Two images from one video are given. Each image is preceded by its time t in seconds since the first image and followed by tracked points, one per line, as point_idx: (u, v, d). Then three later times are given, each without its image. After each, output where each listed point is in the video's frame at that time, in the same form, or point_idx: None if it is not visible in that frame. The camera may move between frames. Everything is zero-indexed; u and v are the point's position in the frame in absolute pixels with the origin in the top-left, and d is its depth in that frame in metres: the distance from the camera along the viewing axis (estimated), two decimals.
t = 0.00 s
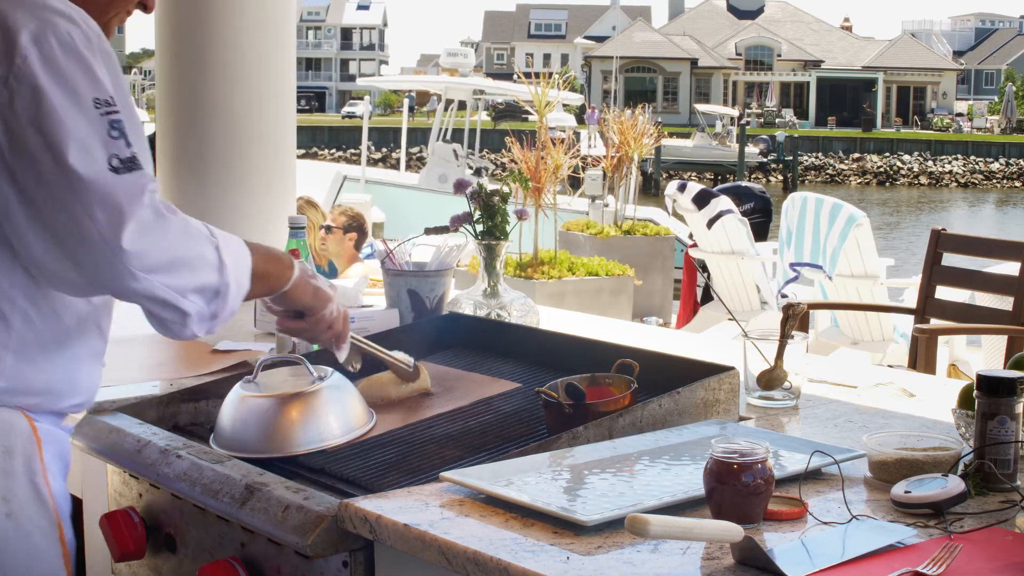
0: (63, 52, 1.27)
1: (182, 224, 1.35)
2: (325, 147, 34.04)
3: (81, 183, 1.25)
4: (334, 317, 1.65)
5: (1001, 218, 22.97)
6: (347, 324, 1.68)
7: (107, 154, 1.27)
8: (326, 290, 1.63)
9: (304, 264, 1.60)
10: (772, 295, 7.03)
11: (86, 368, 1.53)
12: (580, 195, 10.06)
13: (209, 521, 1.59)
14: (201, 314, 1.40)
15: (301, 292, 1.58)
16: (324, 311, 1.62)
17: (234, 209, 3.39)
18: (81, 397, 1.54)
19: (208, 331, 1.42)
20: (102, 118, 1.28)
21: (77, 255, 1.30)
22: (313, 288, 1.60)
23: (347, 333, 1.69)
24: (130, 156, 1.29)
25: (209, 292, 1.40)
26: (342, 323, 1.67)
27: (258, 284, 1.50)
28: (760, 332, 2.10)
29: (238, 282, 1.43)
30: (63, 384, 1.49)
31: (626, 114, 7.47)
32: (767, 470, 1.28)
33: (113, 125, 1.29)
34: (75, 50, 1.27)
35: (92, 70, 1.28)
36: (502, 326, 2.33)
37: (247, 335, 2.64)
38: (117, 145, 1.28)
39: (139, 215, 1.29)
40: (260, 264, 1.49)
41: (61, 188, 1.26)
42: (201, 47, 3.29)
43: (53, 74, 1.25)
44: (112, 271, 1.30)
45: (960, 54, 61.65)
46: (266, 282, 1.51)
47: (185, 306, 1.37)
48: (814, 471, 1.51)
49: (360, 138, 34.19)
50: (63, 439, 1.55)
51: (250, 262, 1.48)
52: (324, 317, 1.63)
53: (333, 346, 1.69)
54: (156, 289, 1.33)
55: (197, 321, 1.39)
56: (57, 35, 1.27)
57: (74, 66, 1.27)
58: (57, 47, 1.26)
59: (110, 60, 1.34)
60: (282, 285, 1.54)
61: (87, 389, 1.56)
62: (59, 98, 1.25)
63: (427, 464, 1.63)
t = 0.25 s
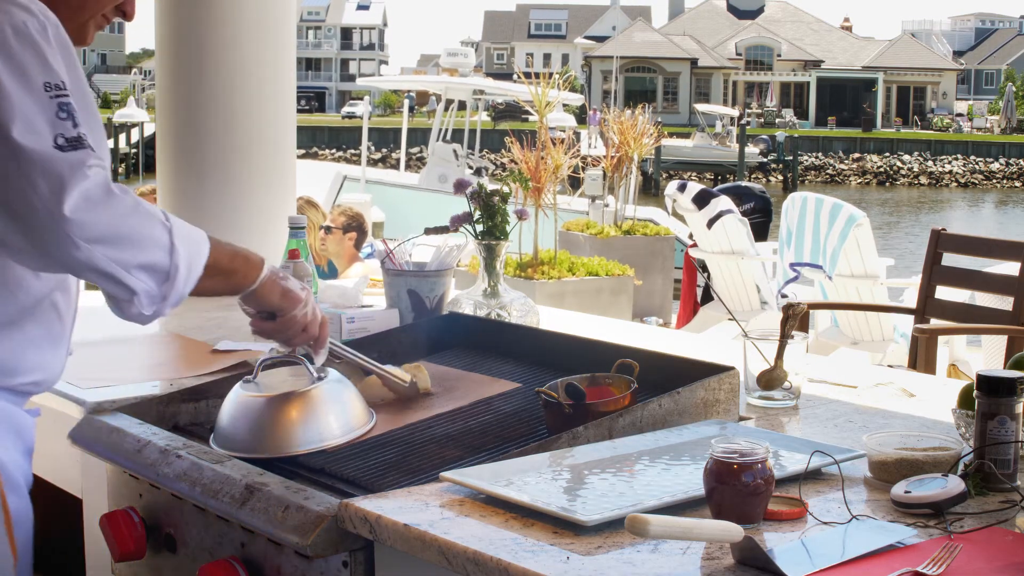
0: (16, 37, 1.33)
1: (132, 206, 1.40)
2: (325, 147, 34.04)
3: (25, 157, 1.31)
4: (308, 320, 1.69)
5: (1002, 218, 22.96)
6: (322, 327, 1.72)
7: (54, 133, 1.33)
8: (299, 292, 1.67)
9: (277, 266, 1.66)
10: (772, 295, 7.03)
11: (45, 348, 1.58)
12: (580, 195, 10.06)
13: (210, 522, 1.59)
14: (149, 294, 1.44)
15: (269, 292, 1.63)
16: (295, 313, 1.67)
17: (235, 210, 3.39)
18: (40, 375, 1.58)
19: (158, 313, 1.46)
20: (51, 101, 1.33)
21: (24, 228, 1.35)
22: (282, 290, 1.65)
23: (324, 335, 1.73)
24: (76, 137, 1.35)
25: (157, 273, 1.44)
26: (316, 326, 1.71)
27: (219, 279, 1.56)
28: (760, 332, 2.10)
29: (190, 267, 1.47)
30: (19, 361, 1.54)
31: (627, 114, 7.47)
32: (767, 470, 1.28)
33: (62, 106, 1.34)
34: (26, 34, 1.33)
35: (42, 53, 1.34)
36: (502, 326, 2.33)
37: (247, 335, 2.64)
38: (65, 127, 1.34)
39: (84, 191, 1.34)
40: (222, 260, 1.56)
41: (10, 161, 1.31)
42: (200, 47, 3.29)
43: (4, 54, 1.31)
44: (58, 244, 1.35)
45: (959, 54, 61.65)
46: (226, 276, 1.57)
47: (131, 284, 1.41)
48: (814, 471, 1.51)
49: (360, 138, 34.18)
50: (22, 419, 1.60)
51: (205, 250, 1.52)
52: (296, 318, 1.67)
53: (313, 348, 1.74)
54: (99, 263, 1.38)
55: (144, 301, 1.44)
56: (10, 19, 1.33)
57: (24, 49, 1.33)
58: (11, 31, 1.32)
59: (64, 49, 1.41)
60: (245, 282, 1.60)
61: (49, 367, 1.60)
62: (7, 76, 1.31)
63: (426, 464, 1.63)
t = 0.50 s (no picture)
0: None
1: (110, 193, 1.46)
2: (325, 147, 34.05)
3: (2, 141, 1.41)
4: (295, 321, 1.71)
5: (1002, 218, 22.94)
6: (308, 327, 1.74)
7: (27, 122, 1.47)
8: (286, 295, 1.69)
9: (264, 270, 1.67)
10: (772, 295, 7.03)
11: (26, 335, 1.65)
12: (580, 195, 10.06)
13: (210, 522, 1.59)
14: (122, 282, 1.49)
15: (256, 295, 1.65)
16: (281, 315, 1.68)
17: (236, 210, 3.38)
18: (20, 361, 1.65)
19: (134, 302, 1.51)
20: (27, 91, 1.47)
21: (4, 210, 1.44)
22: (268, 292, 1.66)
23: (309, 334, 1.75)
24: (50, 126, 1.49)
25: (132, 263, 1.49)
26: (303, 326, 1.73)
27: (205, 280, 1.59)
28: (760, 332, 2.10)
29: (167, 260, 1.51)
30: None
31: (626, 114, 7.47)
32: (767, 470, 1.28)
33: (38, 97, 1.48)
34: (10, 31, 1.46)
35: (24, 49, 1.46)
36: (502, 326, 2.33)
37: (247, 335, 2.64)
38: (39, 116, 1.48)
39: (57, 176, 1.43)
40: (209, 262, 1.59)
41: None
42: (200, 46, 3.29)
43: None
44: (34, 227, 1.43)
45: (959, 54, 61.64)
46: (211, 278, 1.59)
47: (103, 271, 1.47)
48: (814, 471, 1.51)
49: (360, 138, 34.16)
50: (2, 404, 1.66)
51: (187, 248, 1.55)
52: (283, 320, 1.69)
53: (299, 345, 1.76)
54: (72, 245, 1.44)
55: (119, 288, 1.49)
56: None
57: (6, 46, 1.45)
58: None
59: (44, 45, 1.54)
60: (231, 286, 1.62)
61: (30, 354, 1.67)
62: None
63: (426, 464, 1.63)
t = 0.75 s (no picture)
0: None
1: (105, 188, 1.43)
2: (326, 147, 34.08)
3: None
4: (293, 319, 1.70)
5: (1002, 218, 22.95)
6: (306, 326, 1.72)
7: (25, 119, 1.46)
8: (282, 293, 1.68)
9: (261, 268, 1.66)
10: (772, 295, 7.03)
11: (21, 334, 1.63)
12: (580, 195, 10.07)
13: (209, 522, 1.59)
14: (117, 278, 1.45)
15: (252, 292, 1.63)
16: (278, 313, 1.67)
17: (235, 210, 3.38)
18: (14, 360, 1.63)
19: (129, 299, 1.47)
20: (27, 90, 1.46)
21: None
22: (264, 290, 1.65)
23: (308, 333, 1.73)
24: (48, 124, 1.48)
25: (127, 258, 1.45)
26: (301, 325, 1.71)
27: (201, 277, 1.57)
28: (760, 332, 2.10)
29: (162, 255, 1.48)
30: None
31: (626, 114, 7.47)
32: (767, 470, 1.28)
33: (37, 96, 1.47)
34: (8, 28, 1.44)
35: (22, 46, 1.45)
36: (502, 326, 2.33)
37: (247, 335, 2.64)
38: (38, 113, 1.47)
39: (52, 171, 1.39)
40: (205, 258, 1.57)
41: None
42: (199, 47, 3.30)
43: None
44: (26, 220, 1.39)
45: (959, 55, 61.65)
46: (206, 275, 1.57)
47: (99, 266, 1.43)
48: (814, 471, 1.51)
49: (360, 138, 34.17)
50: None
51: (182, 245, 1.52)
52: (280, 318, 1.68)
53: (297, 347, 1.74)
54: (67, 240, 1.40)
55: (113, 284, 1.45)
56: None
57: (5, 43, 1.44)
58: None
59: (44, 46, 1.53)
60: (227, 283, 1.61)
61: (25, 353, 1.65)
62: None
63: (426, 464, 1.63)
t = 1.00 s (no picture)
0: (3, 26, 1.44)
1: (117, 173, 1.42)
2: (326, 147, 34.09)
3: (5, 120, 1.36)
4: (301, 309, 1.72)
5: (1001, 218, 22.94)
6: (314, 316, 1.74)
7: (33, 110, 1.48)
8: (293, 284, 1.70)
9: (272, 258, 1.67)
10: (772, 295, 7.02)
11: (19, 334, 1.62)
12: (580, 195, 10.07)
13: (209, 522, 1.59)
14: (131, 263, 1.45)
15: (264, 283, 1.65)
16: (288, 303, 1.69)
17: (236, 210, 3.38)
18: (11, 360, 1.62)
19: (143, 284, 1.46)
20: (33, 83, 1.47)
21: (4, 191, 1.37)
22: (276, 280, 1.66)
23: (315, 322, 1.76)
24: (55, 115, 1.49)
25: (140, 243, 1.45)
26: (309, 315, 1.73)
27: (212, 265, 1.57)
28: (760, 332, 2.10)
29: (174, 238, 1.47)
30: None
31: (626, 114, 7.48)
32: (767, 470, 1.28)
33: (43, 89, 1.48)
34: (14, 23, 1.45)
35: (28, 40, 1.46)
36: (502, 326, 2.33)
37: (247, 335, 2.65)
38: (45, 105, 1.48)
39: (64, 156, 1.38)
40: (216, 246, 1.56)
41: None
42: (199, 47, 3.30)
43: None
44: (38, 205, 1.37)
45: (958, 55, 61.58)
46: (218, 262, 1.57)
47: (112, 250, 1.42)
48: (814, 471, 1.51)
49: (360, 138, 34.18)
50: None
51: (193, 231, 1.52)
52: (289, 308, 1.70)
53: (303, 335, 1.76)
54: (80, 225, 1.39)
55: (127, 270, 1.45)
56: None
57: (11, 37, 1.45)
58: None
59: (50, 43, 1.53)
60: (239, 272, 1.61)
61: (23, 353, 1.64)
62: None
63: (426, 464, 1.63)
